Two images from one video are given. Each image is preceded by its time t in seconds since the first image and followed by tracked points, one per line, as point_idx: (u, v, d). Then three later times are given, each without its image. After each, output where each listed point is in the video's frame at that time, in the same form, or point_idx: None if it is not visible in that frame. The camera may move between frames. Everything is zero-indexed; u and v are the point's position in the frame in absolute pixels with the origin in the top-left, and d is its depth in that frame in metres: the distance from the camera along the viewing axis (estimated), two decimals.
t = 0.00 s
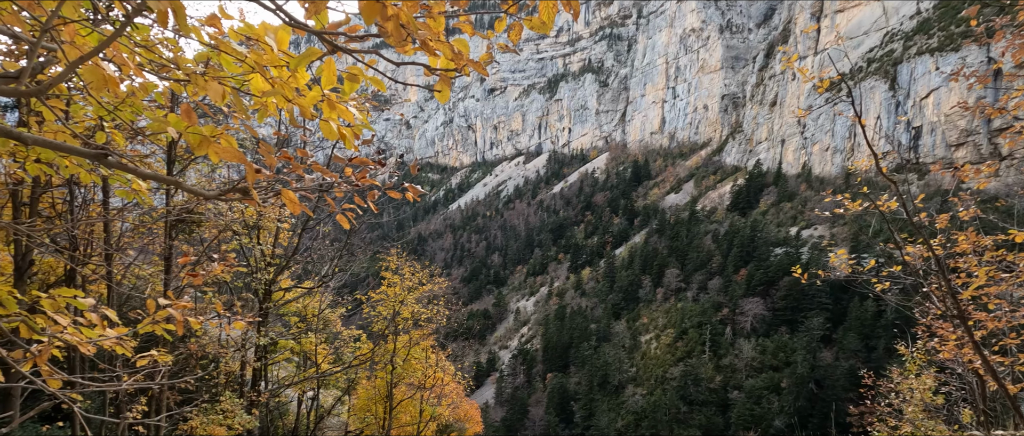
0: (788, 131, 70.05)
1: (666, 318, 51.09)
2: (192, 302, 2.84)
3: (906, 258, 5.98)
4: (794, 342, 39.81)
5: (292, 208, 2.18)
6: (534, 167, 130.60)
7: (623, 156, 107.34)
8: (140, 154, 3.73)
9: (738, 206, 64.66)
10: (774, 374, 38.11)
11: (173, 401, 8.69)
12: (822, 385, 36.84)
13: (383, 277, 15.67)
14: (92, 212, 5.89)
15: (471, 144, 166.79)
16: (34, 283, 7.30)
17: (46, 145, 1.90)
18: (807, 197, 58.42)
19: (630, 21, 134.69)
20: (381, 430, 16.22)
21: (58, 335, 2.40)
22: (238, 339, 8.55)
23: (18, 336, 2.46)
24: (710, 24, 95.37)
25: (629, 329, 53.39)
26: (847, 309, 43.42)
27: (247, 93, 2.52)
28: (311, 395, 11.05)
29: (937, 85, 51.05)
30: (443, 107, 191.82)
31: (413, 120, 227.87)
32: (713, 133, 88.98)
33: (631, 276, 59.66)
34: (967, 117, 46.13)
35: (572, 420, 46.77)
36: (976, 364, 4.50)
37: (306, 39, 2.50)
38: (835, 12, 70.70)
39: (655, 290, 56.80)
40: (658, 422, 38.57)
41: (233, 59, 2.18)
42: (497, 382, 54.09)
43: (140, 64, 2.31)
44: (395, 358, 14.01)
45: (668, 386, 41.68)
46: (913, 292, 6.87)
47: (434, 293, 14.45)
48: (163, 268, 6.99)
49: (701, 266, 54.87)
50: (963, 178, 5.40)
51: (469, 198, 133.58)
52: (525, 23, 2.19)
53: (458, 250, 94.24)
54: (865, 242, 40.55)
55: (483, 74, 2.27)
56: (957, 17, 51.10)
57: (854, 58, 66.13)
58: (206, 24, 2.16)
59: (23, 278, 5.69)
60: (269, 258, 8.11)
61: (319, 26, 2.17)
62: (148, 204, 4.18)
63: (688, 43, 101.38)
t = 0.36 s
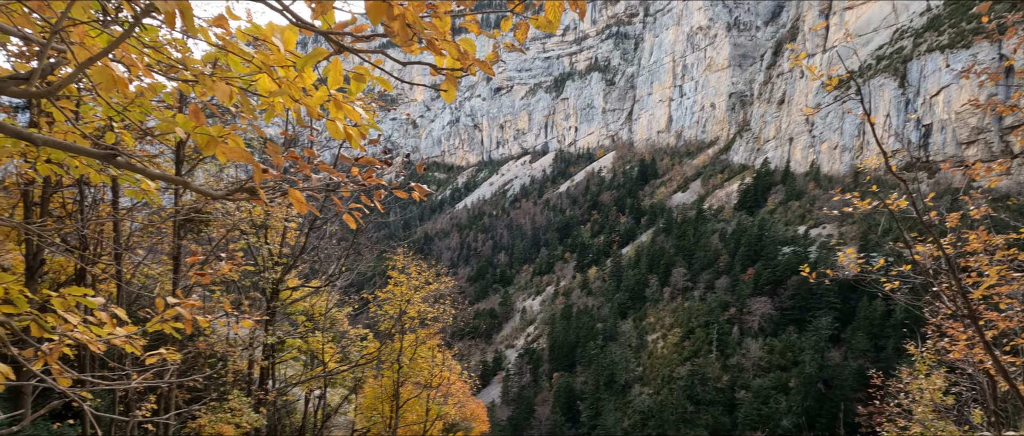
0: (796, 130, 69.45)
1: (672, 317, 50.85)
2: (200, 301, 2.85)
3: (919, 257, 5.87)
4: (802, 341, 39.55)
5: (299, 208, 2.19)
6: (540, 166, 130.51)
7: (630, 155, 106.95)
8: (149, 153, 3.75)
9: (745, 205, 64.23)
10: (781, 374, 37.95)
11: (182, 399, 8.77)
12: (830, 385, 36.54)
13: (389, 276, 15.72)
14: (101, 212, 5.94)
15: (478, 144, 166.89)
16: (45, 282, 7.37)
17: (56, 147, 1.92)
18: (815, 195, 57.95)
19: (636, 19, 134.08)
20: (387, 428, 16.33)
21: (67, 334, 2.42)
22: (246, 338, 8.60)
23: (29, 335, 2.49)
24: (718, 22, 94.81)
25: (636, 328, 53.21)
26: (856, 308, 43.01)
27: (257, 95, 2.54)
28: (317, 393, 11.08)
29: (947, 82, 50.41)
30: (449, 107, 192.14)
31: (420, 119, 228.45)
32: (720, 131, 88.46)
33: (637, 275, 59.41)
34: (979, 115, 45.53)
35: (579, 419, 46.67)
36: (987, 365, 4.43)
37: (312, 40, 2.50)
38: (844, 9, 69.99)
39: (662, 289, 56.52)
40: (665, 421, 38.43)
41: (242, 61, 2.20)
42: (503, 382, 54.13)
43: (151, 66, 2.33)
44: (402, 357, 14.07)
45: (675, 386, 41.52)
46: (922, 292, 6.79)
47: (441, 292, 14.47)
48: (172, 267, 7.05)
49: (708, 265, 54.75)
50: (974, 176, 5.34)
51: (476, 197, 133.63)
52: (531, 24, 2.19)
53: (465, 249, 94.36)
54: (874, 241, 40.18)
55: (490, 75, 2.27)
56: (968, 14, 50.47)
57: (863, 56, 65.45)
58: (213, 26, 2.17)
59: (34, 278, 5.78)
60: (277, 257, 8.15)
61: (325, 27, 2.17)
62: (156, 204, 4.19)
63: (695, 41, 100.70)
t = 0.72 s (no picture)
0: (810, 127, 68.43)
1: (684, 317, 50.47)
2: (214, 298, 2.91)
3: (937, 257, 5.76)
4: (816, 342, 39.14)
5: (311, 206, 2.21)
6: (551, 165, 130.34)
7: (641, 153, 106.29)
8: (163, 152, 3.79)
9: (758, 203, 63.51)
10: (795, 374, 37.76)
11: (196, 395, 8.91)
12: (845, 386, 36.14)
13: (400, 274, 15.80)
14: (117, 211, 6.04)
15: (489, 142, 167.01)
16: (63, 279, 7.51)
17: (74, 147, 1.97)
18: (830, 194, 57.11)
19: (648, 16, 133.04)
20: (398, 426, 16.50)
21: (86, 330, 2.48)
22: (259, 335, 8.70)
23: (47, 331, 2.54)
24: (730, 19, 93.72)
25: (647, 327, 52.93)
26: (871, 308, 42.30)
27: (272, 97, 2.58)
28: (329, 390, 11.16)
29: (966, 78, 49.30)
30: (461, 106, 192.57)
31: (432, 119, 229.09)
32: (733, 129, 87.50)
33: (648, 274, 59.01)
34: (998, 112, 44.49)
35: (589, 418, 46.57)
36: (1005, 365, 4.34)
37: (324, 39, 2.52)
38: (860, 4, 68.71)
39: (673, 288, 56.09)
40: (676, 421, 38.25)
41: (257, 63, 2.23)
42: (514, 380, 54.34)
43: (167, 68, 2.37)
44: (413, 355, 14.18)
45: (686, 386, 41.29)
46: (939, 292, 6.65)
47: (452, 290, 14.53)
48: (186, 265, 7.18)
49: (721, 264, 54.74)
50: (992, 174, 5.25)
51: (487, 195, 133.82)
52: (541, 21, 2.19)
53: (476, 248, 94.60)
54: (890, 240, 39.51)
55: (501, 74, 2.28)
56: (988, 8, 49.31)
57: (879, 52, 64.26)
58: (228, 28, 2.21)
59: (53, 276, 5.93)
60: (289, 255, 8.27)
61: (337, 28, 2.17)
62: (172, 203, 4.24)
63: (708, 38, 99.65)
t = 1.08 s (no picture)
0: (826, 125, 67.35)
1: (697, 316, 50.06)
2: (229, 298, 2.94)
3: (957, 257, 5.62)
4: (832, 342, 38.55)
5: (325, 206, 2.22)
6: (563, 164, 130.06)
7: (654, 152, 105.60)
8: (181, 154, 3.85)
9: (773, 201, 62.69)
10: (810, 374, 37.24)
11: (212, 393, 9.04)
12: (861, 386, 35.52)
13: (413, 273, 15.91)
14: (136, 211, 6.17)
15: (501, 142, 167.20)
16: (84, 279, 7.67)
17: (92, 149, 2.00)
18: (846, 192, 56.16)
19: (661, 14, 131.98)
20: (411, 424, 16.65)
21: (104, 330, 2.54)
22: (273, 334, 8.80)
23: (67, 330, 2.59)
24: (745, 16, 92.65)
25: (659, 327, 52.58)
26: (889, 307, 41.53)
27: (286, 99, 2.61)
28: (342, 388, 11.25)
29: (987, 73, 48.16)
30: (473, 105, 193.20)
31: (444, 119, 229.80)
32: (748, 127, 86.47)
33: (661, 273, 58.60)
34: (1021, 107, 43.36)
35: (601, 418, 46.41)
36: None
37: (337, 41, 2.53)
38: None
39: (686, 288, 55.63)
40: (689, 421, 37.99)
41: (271, 66, 2.25)
42: (526, 379, 54.60)
43: (183, 70, 2.39)
44: (425, 354, 14.27)
45: (700, 386, 41.01)
46: (959, 291, 6.50)
47: (464, 289, 14.59)
48: (202, 265, 7.30)
49: (735, 263, 54.10)
50: (1015, 171, 5.11)
51: (499, 195, 133.95)
52: (551, 17, 2.16)
53: (488, 247, 94.78)
54: (908, 238, 38.75)
55: (511, 73, 2.28)
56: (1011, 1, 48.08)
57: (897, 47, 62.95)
58: (243, 32, 2.23)
59: (74, 276, 6.09)
60: (303, 255, 8.37)
61: (350, 29, 2.18)
62: (189, 204, 4.31)
63: (722, 35, 98.66)
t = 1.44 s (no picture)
0: (843, 119, 66.07)
1: (711, 313, 49.62)
2: (243, 294, 2.95)
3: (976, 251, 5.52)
4: (848, 339, 38.01)
5: (339, 205, 2.26)
6: (576, 160, 129.56)
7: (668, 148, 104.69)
8: (197, 152, 3.90)
9: (788, 197, 61.75)
10: (826, 372, 36.73)
11: (228, 388, 9.17)
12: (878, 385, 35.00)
13: (425, 270, 15.99)
14: (153, 209, 6.26)
15: (514, 138, 166.98)
16: (103, 275, 7.80)
17: (111, 149, 2.02)
18: (863, 187, 55.08)
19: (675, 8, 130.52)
20: (424, 420, 16.80)
21: (123, 325, 2.58)
22: (288, 329, 8.89)
23: (87, 327, 2.64)
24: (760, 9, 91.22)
25: (672, 324, 52.23)
26: (907, 305, 40.80)
27: (303, 99, 2.63)
28: (356, 384, 11.35)
29: (1011, 66, 46.87)
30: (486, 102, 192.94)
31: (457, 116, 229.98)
32: (763, 122, 85.21)
33: (674, 270, 58.10)
34: None
35: (614, 415, 46.34)
36: None
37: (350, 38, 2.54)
38: None
39: (700, 284, 55.13)
40: (703, 419, 37.76)
41: (287, 67, 2.26)
42: (538, 376, 54.72)
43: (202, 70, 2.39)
44: (437, 350, 14.34)
45: (714, 384, 40.70)
46: (980, 288, 6.36)
47: (476, 286, 14.63)
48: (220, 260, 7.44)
49: (749, 259, 53.38)
50: None
51: (511, 191, 133.90)
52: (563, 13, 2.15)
53: (501, 244, 94.84)
54: (927, 235, 37.93)
55: (524, 69, 2.27)
56: None
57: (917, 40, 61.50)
58: (258, 28, 2.22)
59: (92, 272, 6.18)
60: (317, 251, 8.36)
61: (363, 27, 2.18)
62: (205, 201, 4.38)
63: (737, 29, 97.25)
